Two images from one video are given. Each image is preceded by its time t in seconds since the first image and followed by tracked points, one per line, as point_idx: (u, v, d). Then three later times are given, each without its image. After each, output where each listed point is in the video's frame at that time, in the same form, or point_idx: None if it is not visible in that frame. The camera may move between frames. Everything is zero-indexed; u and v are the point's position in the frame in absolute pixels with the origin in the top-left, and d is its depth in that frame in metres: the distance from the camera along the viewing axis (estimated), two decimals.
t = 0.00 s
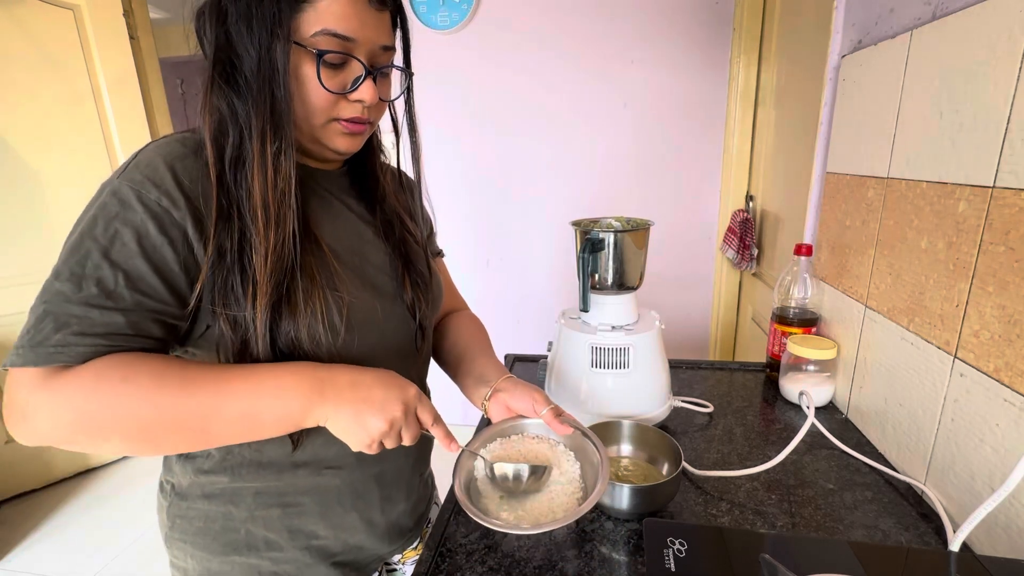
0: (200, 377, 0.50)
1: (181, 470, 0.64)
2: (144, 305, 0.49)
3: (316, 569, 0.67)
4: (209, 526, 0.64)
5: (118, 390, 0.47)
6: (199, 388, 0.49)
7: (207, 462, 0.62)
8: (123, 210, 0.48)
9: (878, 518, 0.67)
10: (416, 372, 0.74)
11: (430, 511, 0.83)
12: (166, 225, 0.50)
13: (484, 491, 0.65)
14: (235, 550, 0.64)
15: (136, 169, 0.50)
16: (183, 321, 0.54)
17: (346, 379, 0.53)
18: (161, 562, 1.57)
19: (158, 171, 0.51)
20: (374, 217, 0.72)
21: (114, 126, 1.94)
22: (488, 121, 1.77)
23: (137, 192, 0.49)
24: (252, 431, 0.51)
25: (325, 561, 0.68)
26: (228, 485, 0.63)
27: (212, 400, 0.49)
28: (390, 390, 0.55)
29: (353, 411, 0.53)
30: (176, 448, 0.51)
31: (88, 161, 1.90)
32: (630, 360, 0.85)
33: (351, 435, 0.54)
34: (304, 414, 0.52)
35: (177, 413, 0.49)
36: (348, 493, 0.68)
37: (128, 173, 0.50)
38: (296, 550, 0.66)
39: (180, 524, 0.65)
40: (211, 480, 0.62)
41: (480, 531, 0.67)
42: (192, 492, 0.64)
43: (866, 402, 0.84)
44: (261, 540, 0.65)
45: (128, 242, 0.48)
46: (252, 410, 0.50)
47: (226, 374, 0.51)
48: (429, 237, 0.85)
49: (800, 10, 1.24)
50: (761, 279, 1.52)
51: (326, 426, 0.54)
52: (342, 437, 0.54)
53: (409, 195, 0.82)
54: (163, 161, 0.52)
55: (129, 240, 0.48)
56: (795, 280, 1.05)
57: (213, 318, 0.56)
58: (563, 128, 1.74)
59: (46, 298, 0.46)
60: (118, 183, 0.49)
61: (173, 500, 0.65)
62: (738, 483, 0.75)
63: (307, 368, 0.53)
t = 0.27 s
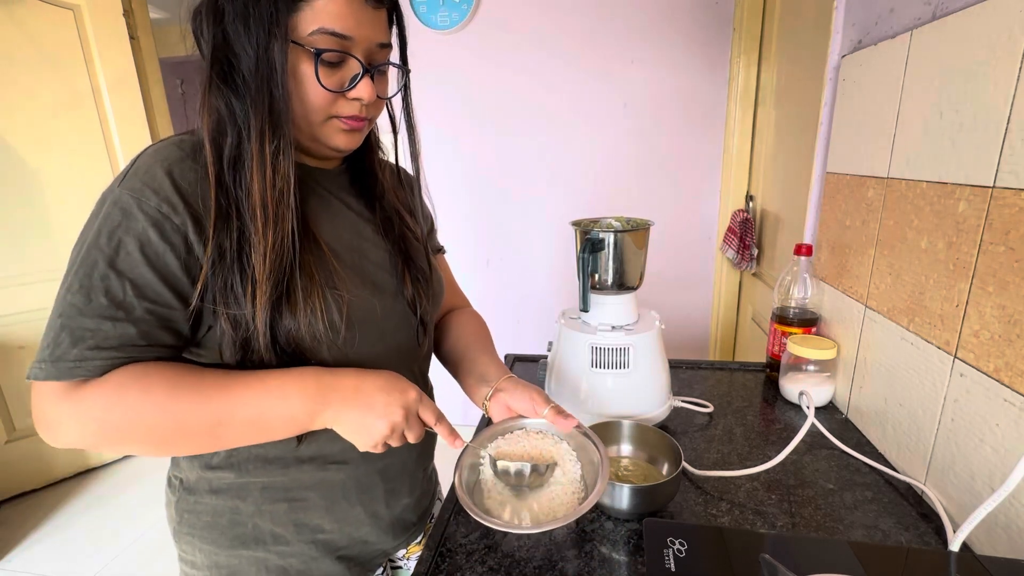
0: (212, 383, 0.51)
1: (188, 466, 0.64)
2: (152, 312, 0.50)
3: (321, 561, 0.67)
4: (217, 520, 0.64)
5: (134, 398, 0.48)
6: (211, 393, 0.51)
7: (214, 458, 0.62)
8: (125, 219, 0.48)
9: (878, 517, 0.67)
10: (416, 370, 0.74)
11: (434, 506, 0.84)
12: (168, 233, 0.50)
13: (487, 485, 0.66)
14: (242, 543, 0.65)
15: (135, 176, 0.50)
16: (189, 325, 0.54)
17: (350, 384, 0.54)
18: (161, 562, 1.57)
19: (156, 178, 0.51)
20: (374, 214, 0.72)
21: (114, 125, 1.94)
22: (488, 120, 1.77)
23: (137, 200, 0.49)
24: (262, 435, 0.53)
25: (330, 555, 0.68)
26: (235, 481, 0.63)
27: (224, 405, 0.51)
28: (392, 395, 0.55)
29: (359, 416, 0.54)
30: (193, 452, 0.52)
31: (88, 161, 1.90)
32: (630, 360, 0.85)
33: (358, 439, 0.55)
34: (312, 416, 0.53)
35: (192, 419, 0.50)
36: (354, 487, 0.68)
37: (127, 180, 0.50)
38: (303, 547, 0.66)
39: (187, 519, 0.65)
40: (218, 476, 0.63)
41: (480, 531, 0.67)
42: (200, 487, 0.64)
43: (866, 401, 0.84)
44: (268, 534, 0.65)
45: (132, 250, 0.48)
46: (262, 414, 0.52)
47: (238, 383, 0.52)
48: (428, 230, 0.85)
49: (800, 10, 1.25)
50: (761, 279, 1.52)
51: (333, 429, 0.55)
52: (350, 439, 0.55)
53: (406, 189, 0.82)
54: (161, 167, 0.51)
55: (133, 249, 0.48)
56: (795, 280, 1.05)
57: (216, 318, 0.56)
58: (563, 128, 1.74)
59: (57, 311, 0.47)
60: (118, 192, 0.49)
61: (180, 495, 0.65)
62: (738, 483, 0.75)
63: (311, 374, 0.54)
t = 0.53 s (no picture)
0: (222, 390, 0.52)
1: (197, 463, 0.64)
2: (156, 318, 0.51)
3: (330, 557, 0.67)
4: (226, 516, 0.64)
5: (147, 408, 0.50)
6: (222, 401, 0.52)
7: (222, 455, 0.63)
8: (124, 228, 0.48)
9: (878, 517, 0.67)
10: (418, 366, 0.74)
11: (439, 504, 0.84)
12: (167, 238, 0.50)
13: (487, 483, 0.67)
14: (252, 539, 0.65)
15: (131, 183, 0.50)
16: (194, 329, 0.54)
17: (358, 394, 0.54)
18: (161, 562, 1.57)
19: (152, 184, 0.51)
20: (371, 210, 0.72)
21: (114, 125, 1.94)
22: (488, 120, 1.77)
23: (134, 208, 0.49)
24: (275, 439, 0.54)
25: (338, 550, 0.68)
26: (244, 477, 0.63)
27: (236, 413, 0.51)
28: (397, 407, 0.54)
29: (368, 424, 0.55)
30: (210, 456, 0.54)
31: (88, 161, 1.90)
32: (630, 360, 0.85)
33: (366, 443, 0.56)
34: (322, 419, 0.54)
35: (206, 426, 0.51)
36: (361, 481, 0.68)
37: (124, 188, 0.50)
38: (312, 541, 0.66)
39: (196, 516, 0.65)
40: (226, 472, 0.63)
41: (480, 531, 0.67)
42: (208, 484, 0.64)
43: (866, 401, 0.84)
44: (276, 529, 0.65)
45: (133, 259, 0.48)
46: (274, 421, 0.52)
47: (249, 390, 0.53)
48: (425, 226, 0.85)
49: (800, 11, 1.25)
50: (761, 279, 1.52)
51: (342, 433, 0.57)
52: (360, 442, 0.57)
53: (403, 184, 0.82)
54: (157, 173, 0.51)
55: (134, 257, 0.49)
56: (795, 280, 1.05)
57: (217, 318, 0.56)
58: (563, 128, 1.74)
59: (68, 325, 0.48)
60: (116, 201, 0.49)
61: (189, 492, 0.65)
62: (738, 483, 0.75)
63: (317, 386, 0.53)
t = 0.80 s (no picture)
0: (223, 405, 0.53)
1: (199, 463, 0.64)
2: (156, 325, 0.51)
3: (333, 555, 0.68)
4: (230, 516, 0.64)
5: (151, 420, 0.50)
6: (226, 417, 0.52)
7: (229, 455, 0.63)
8: (124, 235, 0.49)
9: (878, 517, 0.67)
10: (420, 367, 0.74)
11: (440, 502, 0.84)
12: (166, 245, 0.50)
13: (486, 486, 0.67)
14: (256, 538, 0.65)
15: (129, 190, 0.50)
16: (194, 335, 0.55)
17: (356, 421, 0.54)
18: (161, 562, 1.57)
19: (150, 190, 0.51)
20: (369, 211, 0.72)
21: (115, 125, 1.94)
22: (488, 120, 1.77)
23: (132, 215, 0.49)
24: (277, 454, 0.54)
25: (342, 548, 0.69)
26: (247, 477, 0.63)
27: (242, 430, 0.52)
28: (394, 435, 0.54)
29: (368, 446, 0.55)
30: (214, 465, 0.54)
31: (88, 161, 1.90)
32: (630, 360, 0.85)
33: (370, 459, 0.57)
34: (321, 437, 0.54)
35: (207, 439, 0.52)
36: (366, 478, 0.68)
37: (122, 195, 0.50)
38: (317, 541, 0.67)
39: (199, 516, 0.65)
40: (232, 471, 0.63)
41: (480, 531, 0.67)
42: (213, 484, 0.64)
43: (866, 401, 0.84)
44: (281, 528, 0.65)
45: (133, 266, 0.49)
46: (277, 437, 0.53)
47: (253, 406, 0.54)
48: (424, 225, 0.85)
49: (800, 11, 1.25)
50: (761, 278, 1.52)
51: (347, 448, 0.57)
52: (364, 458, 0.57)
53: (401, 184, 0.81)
54: (155, 179, 0.52)
55: (134, 266, 0.49)
56: (795, 280, 1.05)
57: (216, 323, 0.56)
58: (563, 128, 1.74)
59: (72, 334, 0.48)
60: (114, 209, 0.49)
61: (191, 492, 0.65)
62: (738, 483, 0.75)
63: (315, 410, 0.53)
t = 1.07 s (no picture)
0: (208, 401, 0.52)
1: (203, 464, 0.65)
2: (150, 326, 0.51)
3: (337, 553, 0.68)
4: (235, 516, 0.64)
5: (135, 417, 0.50)
6: (204, 411, 0.51)
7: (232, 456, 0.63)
8: (120, 236, 0.49)
9: (877, 517, 0.67)
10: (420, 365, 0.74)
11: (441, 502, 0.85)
12: (162, 246, 0.50)
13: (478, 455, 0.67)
14: (260, 537, 0.65)
15: (126, 191, 0.51)
16: (191, 335, 0.55)
17: (342, 407, 0.53)
18: (161, 562, 1.57)
19: (147, 191, 0.51)
20: (368, 210, 0.72)
21: (115, 125, 1.94)
22: (488, 121, 1.77)
23: (129, 216, 0.49)
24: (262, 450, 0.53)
25: (346, 547, 0.69)
26: (251, 477, 0.63)
27: (222, 423, 0.51)
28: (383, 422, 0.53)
29: (356, 435, 0.54)
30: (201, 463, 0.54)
31: (89, 161, 1.90)
32: (630, 360, 0.85)
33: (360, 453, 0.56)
34: (308, 432, 0.53)
35: (191, 438, 0.51)
36: (367, 477, 0.68)
37: (120, 195, 0.51)
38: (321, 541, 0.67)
39: (204, 516, 0.65)
40: (235, 471, 0.63)
41: (480, 531, 0.67)
42: (217, 484, 0.64)
43: (865, 401, 0.84)
44: (285, 527, 0.66)
45: (127, 267, 0.49)
46: (258, 427, 0.52)
47: (238, 402, 0.53)
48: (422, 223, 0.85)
49: (799, 11, 1.25)
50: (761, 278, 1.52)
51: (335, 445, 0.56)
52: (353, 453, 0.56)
53: (399, 181, 0.82)
54: (153, 181, 0.52)
55: (128, 266, 0.49)
56: (795, 280, 1.06)
57: (216, 323, 0.56)
58: (563, 129, 1.74)
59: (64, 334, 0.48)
60: (110, 210, 0.49)
61: (196, 492, 0.66)
62: (737, 482, 0.75)
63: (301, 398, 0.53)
